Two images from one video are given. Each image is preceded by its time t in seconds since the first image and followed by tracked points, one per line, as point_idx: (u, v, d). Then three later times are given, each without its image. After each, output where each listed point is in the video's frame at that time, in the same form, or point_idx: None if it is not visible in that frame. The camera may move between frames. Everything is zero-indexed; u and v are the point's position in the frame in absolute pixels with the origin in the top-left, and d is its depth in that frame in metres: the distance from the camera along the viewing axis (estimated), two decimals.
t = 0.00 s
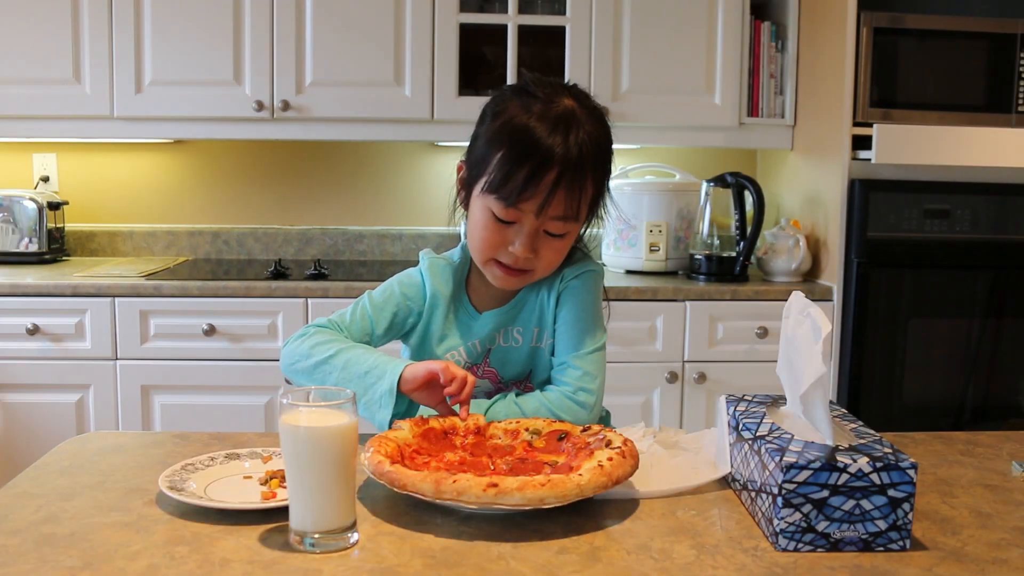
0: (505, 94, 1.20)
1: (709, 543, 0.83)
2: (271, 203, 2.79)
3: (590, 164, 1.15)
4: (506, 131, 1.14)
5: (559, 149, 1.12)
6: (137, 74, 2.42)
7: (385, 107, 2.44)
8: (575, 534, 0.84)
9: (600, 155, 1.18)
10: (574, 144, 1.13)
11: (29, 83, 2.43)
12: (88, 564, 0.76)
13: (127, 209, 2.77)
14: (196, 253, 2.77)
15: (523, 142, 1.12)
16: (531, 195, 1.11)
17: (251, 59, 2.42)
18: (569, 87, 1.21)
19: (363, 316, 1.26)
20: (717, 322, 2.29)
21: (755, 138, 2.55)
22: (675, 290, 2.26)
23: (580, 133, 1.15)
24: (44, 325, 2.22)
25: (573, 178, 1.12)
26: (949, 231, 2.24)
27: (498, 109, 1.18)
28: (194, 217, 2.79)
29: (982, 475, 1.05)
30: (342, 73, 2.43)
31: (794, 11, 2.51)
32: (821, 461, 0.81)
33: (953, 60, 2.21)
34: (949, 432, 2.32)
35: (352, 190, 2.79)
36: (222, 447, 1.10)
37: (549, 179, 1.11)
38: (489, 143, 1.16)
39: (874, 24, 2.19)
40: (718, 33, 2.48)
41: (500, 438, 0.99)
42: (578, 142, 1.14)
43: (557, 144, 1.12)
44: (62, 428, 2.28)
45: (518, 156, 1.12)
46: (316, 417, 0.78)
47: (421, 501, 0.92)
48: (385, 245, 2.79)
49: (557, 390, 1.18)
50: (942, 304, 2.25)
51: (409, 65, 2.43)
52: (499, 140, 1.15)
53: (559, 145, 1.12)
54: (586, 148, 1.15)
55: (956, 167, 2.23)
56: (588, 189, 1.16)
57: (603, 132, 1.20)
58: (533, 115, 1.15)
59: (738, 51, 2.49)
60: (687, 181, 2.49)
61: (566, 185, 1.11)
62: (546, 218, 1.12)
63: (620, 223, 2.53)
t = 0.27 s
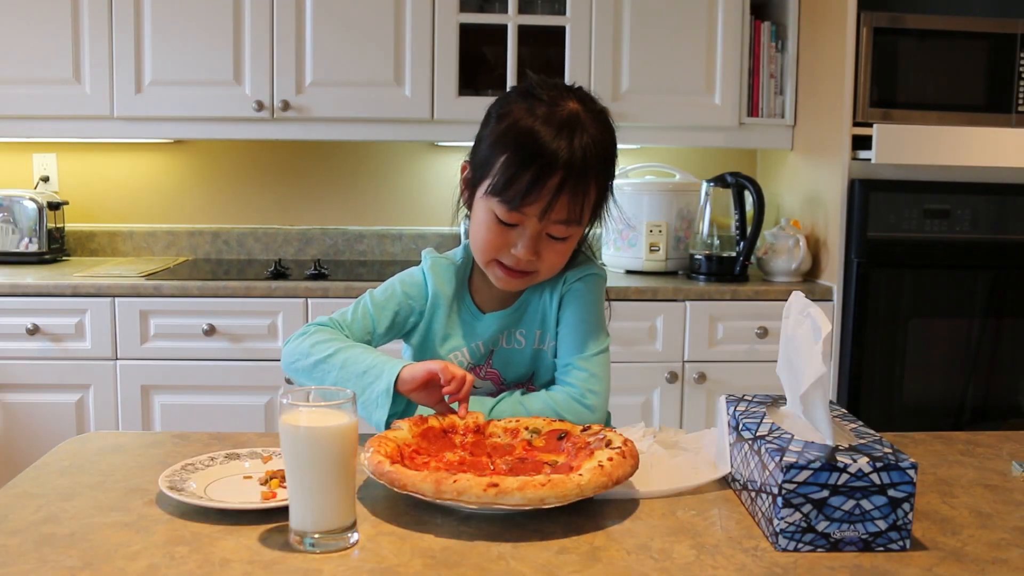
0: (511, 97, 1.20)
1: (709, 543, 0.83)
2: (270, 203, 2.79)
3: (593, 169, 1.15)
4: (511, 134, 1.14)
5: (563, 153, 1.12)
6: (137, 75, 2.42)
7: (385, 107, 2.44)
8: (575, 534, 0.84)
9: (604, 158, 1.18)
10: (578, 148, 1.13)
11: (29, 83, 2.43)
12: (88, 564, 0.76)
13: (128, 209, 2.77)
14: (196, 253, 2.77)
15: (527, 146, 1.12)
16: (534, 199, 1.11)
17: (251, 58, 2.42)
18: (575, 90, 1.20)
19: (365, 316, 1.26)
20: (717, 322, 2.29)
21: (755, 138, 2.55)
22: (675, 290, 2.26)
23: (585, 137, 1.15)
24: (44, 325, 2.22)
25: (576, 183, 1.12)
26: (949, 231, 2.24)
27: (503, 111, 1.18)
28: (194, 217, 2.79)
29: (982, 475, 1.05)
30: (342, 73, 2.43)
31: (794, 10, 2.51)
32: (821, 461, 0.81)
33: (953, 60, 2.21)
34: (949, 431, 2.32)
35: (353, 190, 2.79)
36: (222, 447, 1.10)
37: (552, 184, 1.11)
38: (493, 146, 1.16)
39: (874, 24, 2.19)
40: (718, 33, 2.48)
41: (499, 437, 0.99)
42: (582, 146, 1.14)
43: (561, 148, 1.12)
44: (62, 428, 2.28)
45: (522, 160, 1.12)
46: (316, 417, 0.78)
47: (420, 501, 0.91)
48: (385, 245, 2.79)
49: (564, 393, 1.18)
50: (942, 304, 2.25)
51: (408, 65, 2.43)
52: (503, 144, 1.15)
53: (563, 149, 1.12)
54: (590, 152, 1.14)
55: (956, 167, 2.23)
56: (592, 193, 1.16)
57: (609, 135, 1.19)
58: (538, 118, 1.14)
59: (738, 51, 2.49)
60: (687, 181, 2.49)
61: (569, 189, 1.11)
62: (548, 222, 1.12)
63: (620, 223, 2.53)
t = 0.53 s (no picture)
0: (504, 99, 1.20)
1: (710, 543, 0.83)
2: (271, 203, 2.79)
3: (587, 172, 1.15)
4: (505, 136, 1.14)
5: (557, 156, 1.12)
6: (136, 75, 2.42)
7: (384, 107, 2.44)
8: (575, 535, 0.84)
9: (597, 161, 1.18)
10: (572, 151, 1.14)
11: (29, 83, 2.43)
12: (88, 564, 0.76)
13: (128, 209, 2.77)
14: (196, 253, 2.77)
15: (522, 148, 1.12)
16: (528, 202, 1.11)
17: (252, 59, 2.42)
18: (570, 92, 1.21)
19: (359, 320, 1.27)
20: (717, 322, 2.29)
21: (755, 138, 2.55)
22: (675, 290, 2.26)
23: (578, 140, 1.15)
24: (44, 325, 2.22)
25: (570, 186, 1.12)
26: (949, 231, 2.24)
27: (498, 112, 1.18)
28: (194, 217, 2.79)
29: (982, 475, 1.05)
30: (342, 73, 2.43)
31: (794, 10, 2.51)
32: (821, 461, 0.81)
33: (952, 60, 2.21)
34: (949, 431, 2.32)
35: (353, 190, 2.79)
36: (222, 448, 1.11)
37: (547, 187, 1.11)
38: (488, 148, 1.16)
39: (874, 24, 2.19)
40: (718, 33, 2.48)
41: (498, 437, 0.99)
42: (576, 149, 1.14)
43: (555, 151, 1.12)
44: (62, 428, 2.28)
45: (516, 163, 1.12)
46: (316, 417, 0.78)
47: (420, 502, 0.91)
48: (385, 245, 2.80)
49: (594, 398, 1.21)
50: (943, 304, 2.25)
51: (408, 64, 2.43)
52: (498, 146, 1.15)
53: (557, 152, 1.12)
54: (584, 155, 1.15)
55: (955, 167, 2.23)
56: (586, 196, 1.16)
57: (602, 139, 1.20)
58: (532, 121, 1.15)
59: (738, 51, 2.49)
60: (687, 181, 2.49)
61: (562, 193, 1.11)
62: (543, 225, 1.12)
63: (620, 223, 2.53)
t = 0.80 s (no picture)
0: (498, 101, 1.20)
1: (710, 543, 0.83)
2: (271, 204, 2.79)
3: (583, 172, 1.15)
4: (501, 139, 1.14)
5: (550, 158, 1.12)
6: (137, 75, 2.42)
7: (384, 107, 2.44)
8: (575, 535, 0.84)
9: (594, 161, 1.18)
10: (568, 151, 1.14)
11: (29, 83, 2.43)
12: (88, 564, 0.76)
13: (127, 209, 2.77)
14: (196, 253, 2.77)
15: (515, 151, 1.13)
16: (526, 204, 1.11)
17: (252, 59, 2.42)
18: (563, 92, 1.21)
19: (357, 322, 1.28)
20: (717, 322, 2.29)
21: (755, 138, 2.55)
22: (675, 290, 2.26)
23: (574, 140, 1.15)
24: (44, 325, 2.22)
25: (566, 186, 1.12)
26: (949, 231, 2.24)
27: (491, 116, 1.19)
28: (194, 217, 2.79)
29: (982, 475, 1.05)
30: (343, 73, 2.42)
31: (794, 10, 2.51)
32: (821, 461, 0.80)
33: (952, 60, 2.21)
34: (948, 431, 2.32)
35: (353, 190, 2.79)
36: (222, 448, 1.11)
37: (544, 188, 1.11)
38: (484, 150, 1.16)
39: (874, 24, 2.19)
40: (718, 32, 2.48)
41: (498, 437, 0.99)
42: (570, 149, 1.14)
43: (551, 152, 1.12)
44: (62, 429, 2.28)
45: (510, 165, 1.12)
46: (316, 417, 0.78)
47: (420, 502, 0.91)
48: (385, 245, 2.80)
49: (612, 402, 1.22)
50: (943, 304, 2.25)
51: (408, 64, 2.43)
52: (492, 149, 1.15)
53: (550, 153, 1.12)
54: (580, 156, 1.15)
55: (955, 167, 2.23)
56: (583, 197, 1.16)
57: (597, 138, 1.20)
58: (526, 122, 1.15)
59: (738, 51, 2.49)
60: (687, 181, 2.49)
61: (555, 194, 1.11)
62: (541, 226, 1.12)
63: (620, 223, 2.53)
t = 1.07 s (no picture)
0: (501, 100, 1.20)
1: (710, 543, 0.83)
2: (271, 204, 2.79)
3: (584, 172, 1.15)
4: (503, 137, 1.15)
5: (553, 157, 1.12)
6: (137, 75, 2.42)
7: (384, 107, 2.44)
8: (575, 535, 0.84)
9: (595, 161, 1.18)
10: (569, 151, 1.14)
11: (29, 83, 2.43)
12: (88, 564, 0.76)
13: (127, 209, 2.77)
14: (196, 253, 2.77)
15: (518, 149, 1.13)
16: (526, 203, 1.11)
17: (251, 59, 2.42)
18: (567, 92, 1.21)
19: (357, 320, 1.28)
20: (717, 322, 2.29)
21: (754, 138, 2.55)
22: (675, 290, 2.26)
23: (576, 140, 1.15)
24: (44, 325, 2.22)
25: (567, 186, 1.12)
26: (949, 231, 2.24)
27: (494, 114, 1.19)
28: (193, 217, 2.79)
29: (983, 475, 1.05)
30: (343, 73, 2.42)
31: (793, 10, 2.51)
32: (821, 461, 0.81)
33: (952, 60, 2.21)
34: (949, 431, 2.32)
35: (353, 190, 2.79)
36: (222, 448, 1.10)
37: (544, 187, 1.11)
38: (485, 149, 1.16)
39: (874, 24, 2.19)
40: (718, 33, 2.48)
41: (498, 438, 0.99)
42: (573, 149, 1.14)
43: (552, 152, 1.12)
44: (62, 428, 2.28)
45: (513, 164, 1.12)
46: (316, 417, 0.78)
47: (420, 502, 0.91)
48: (385, 245, 2.80)
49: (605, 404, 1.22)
50: (943, 304, 2.25)
51: (408, 64, 2.43)
52: (495, 148, 1.15)
53: (552, 152, 1.12)
54: (581, 155, 1.15)
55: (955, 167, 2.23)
56: (583, 197, 1.16)
57: (599, 139, 1.20)
58: (528, 122, 1.15)
59: (738, 51, 2.49)
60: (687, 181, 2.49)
61: (557, 193, 1.11)
62: (541, 225, 1.12)
63: (620, 223, 2.53)
